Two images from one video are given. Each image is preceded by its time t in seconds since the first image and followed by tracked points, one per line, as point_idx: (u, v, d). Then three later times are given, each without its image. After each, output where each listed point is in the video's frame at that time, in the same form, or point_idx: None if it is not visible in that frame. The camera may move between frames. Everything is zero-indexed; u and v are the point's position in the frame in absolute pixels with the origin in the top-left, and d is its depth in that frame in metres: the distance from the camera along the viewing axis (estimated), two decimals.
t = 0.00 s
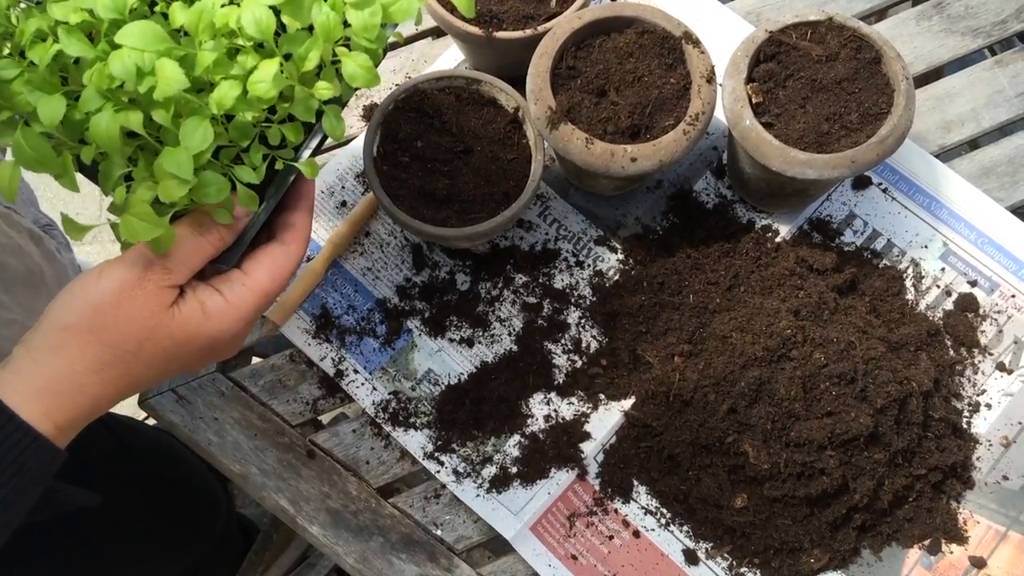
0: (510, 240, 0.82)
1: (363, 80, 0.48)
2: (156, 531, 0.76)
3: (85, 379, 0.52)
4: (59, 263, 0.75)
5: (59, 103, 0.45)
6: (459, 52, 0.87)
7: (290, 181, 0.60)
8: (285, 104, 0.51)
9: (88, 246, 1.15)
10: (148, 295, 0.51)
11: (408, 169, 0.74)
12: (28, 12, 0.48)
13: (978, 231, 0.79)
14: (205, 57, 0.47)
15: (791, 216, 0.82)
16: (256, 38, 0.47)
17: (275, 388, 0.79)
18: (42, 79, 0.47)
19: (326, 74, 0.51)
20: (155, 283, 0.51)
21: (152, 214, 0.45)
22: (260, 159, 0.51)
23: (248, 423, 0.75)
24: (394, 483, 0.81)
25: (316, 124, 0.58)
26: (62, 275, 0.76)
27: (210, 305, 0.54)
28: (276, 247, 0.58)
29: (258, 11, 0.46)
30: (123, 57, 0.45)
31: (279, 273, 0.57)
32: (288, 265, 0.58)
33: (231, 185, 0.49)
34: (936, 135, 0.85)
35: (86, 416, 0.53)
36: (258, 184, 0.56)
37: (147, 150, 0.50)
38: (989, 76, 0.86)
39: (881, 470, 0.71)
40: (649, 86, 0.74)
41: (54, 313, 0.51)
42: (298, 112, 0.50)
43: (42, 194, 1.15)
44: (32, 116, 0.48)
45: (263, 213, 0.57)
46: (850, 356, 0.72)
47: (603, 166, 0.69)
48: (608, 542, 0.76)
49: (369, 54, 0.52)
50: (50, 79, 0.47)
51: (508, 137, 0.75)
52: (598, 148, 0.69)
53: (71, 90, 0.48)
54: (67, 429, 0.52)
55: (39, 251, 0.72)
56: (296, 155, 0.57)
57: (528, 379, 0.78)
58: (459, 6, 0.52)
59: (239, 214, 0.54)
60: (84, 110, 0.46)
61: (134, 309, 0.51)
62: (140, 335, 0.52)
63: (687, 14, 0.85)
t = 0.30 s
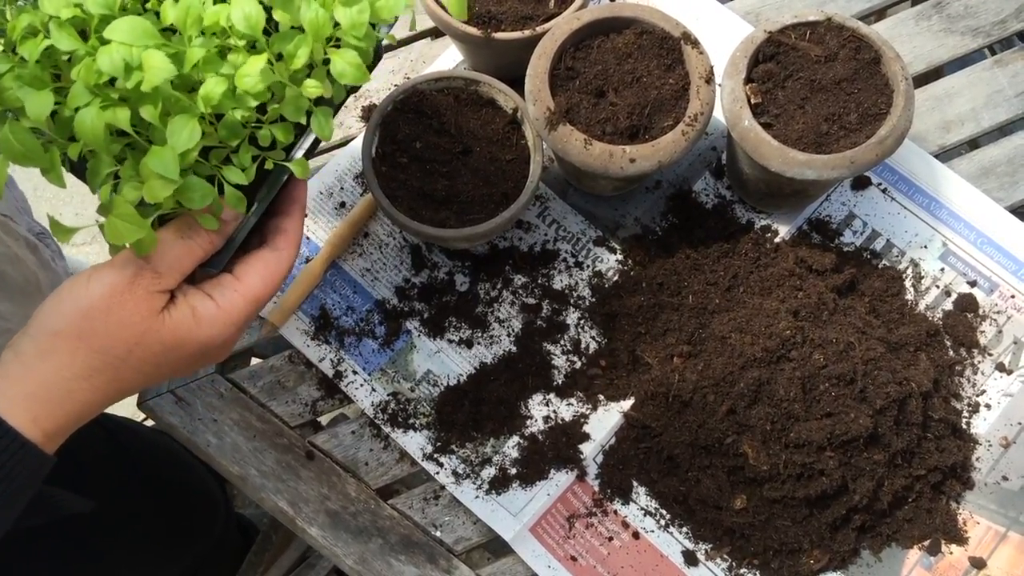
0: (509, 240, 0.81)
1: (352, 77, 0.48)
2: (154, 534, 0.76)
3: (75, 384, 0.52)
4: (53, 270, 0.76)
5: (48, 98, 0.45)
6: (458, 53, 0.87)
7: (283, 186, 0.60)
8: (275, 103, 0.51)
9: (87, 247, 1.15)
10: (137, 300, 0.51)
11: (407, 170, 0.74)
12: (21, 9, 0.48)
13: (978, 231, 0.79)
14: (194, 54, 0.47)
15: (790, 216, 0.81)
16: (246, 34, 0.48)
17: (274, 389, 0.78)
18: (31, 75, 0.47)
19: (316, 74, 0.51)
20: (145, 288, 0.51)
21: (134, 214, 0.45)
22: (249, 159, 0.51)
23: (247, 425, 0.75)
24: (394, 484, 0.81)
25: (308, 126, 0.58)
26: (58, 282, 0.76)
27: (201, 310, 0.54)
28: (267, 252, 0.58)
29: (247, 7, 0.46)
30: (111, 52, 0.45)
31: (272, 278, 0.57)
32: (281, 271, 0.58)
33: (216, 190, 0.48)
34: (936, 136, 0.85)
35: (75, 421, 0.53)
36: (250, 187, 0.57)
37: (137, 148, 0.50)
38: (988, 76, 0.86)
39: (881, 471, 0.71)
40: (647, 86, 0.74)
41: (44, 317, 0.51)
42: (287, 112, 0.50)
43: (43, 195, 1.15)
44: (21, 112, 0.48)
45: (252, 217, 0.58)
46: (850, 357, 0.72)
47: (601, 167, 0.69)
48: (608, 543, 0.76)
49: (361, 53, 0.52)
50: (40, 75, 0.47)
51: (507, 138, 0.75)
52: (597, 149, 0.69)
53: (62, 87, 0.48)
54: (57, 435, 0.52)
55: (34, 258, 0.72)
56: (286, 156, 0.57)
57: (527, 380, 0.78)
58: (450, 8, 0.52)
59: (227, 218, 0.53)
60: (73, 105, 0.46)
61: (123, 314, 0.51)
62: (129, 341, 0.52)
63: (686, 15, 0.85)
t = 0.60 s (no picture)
0: (510, 240, 0.81)
1: (357, 83, 0.48)
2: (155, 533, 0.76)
3: (76, 387, 0.52)
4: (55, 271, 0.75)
5: (53, 100, 0.45)
6: (457, 52, 0.87)
7: (287, 190, 0.60)
8: (280, 108, 0.51)
9: (86, 246, 1.15)
10: (140, 304, 0.51)
11: (407, 170, 0.74)
12: (26, 12, 0.48)
13: (979, 231, 0.79)
14: (201, 58, 0.47)
15: (791, 216, 0.81)
16: (253, 40, 0.48)
17: (274, 389, 0.78)
18: (36, 77, 0.46)
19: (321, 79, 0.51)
20: (147, 292, 0.51)
21: (138, 217, 0.45)
22: (253, 163, 0.50)
23: (247, 425, 0.75)
24: (394, 484, 0.81)
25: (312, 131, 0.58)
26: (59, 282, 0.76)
27: (204, 314, 0.54)
28: (271, 255, 0.58)
29: (254, 12, 0.46)
30: (117, 55, 0.45)
31: (275, 281, 0.57)
32: (284, 275, 0.58)
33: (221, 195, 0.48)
34: (937, 135, 0.85)
35: (77, 424, 0.53)
36: (253, 189, 0.56)
37: (141, 151, 0.50)
38: (989, 76, 0.86)
39: (882, 471, 0.71)
40: (648, 86, 0.73)
41: (46, 319, 0.51)
42: (293, 116, 0.50)
43: (42, 194, 1.15)
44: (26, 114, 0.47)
45: (257, 220, 0.57)
46: (851, 357, 0.72)
47: (602, 166, 0.69)
48: (608, 543, 0.76)
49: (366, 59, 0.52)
50: (44, 77, 0.47)
51: (508, 138, 0.75)
52: (597, 149, 0.69)
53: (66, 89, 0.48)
54: (58, 437, 0.52)
55: (34, 259, 0.71)
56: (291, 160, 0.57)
57: (527, 380, 0.78)
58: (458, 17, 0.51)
59: (231, 221, 0.53)
60: (77, 108, 0.46)
61: (125, 318, 0.51)
62: (131, 344, 0.52)
63: (687, 14, 0.85)
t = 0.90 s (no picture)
0: (511, 238, 0.81)
1: (363, 65, 0.49)
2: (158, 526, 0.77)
3: (82, 373, 0.51)
4: (60, 259, 0.76)
5: (58, 83, 0.45)
6: (459, 50, 0.87)
7: (290, 185, 0.60)
8: (284, 92, 0.51)
9: (87, 244, 1.15)
10: (146, 289, 0.51)
11: (409, 168, 0.74)
12: None
13: (980, 229, 0.79)
14: (205, 40, 0.47)
15: (792, 214, 0.81)
16: (258, 21, 0.48)
17: (276, 387, 0.78)
18: (40, 62, 0.46)
19: (326, 63, 0.51)
20: (153, 277, 0.51)
21: (142, 198, 0.45)
22: (258, 146, 0.51)
23: (249, 423, 0.75)
24: (396, 483, 0.81)
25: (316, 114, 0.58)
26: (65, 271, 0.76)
27: (209, 299, 0.54)
28: (276, 242, 0.58)
29: None
30: (123, 37, 0.45)
31: (280, 267, 0.57)
32: (289, 260, 0.58)
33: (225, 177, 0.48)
34: (938, 133, 0.84)
35: (81, 411, 0.53)
36: (258, 171, 0.56)
37: (144, 135, 0.50)
38: (991, 74, 0.86)
39: (884, 469, 0.71)
40: (650, 84, 0.73)
41: (49, 306, 0.50)
42: (297, 99, 0.50)
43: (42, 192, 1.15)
44: (29, 99, 0.47)
45: (262, 203, 0.57)
46: (852, 355, 0.72)
47: (604, 164, 0.69)
48: (609, 541, 0.76)
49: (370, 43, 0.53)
50: (47, 62, 0.47)
51: (510, 135, 0.75)
52: (599, 147, 0.68)
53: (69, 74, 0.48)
54: (63, 424, 0.51)
55: (41, 247, 0.72)
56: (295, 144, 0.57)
57: (529, 378, 0.78)
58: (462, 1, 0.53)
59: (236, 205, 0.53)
60: (81, 91, 0.46)
61: (131, 303, 0.51)
62: (137, 329, 0.52)
63: (688, 12, 0.85)
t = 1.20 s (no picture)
0: (513, 236, 0.82)
1: (369, 48, 0.50)
2: (161, 522, 0.77)
3: (91, 362, 0.51)
4: (66, 251, 0.76)
5: (63, 68, 0.46)
6: (461, 49, 0.87)
7: (294, 176, 0.61)
8: (290, 77, 0.51)
9: (89, 242, 1.15)
10: (155, 276, 0.51)
11: (411, 166, 0.74)
12: None
13: (981, 228, 0.79)
14: (210, 24, 0.48)
15: (793, 213, 0.81)
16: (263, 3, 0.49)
17: (278, 385, 0.78)
18: (44, 47, 0.47)
19: (331, 46, 0.52)
20: (162, 264, 0.51)
21: (145, 180, 0.45)
22: (264, 131, 0.51)
23: (251, 421, 0.75)
24: (397, 480, 0.81)
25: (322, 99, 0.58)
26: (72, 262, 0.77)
27: (218, 285, 0.55)
28: (283, 230, 0.59)
29: None
30: (128, 22, 0.45)
31: (287, 253, 0.58)
32: (295, 247, 0.59)
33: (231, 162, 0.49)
34: (940, 133, 0.85)
35: (90, 400, 0.52)
36: (264, 157, 0.57)
37: (150, 121, 0.50)
38: (992, 73, 0.86)
39: (884, 468, 0.71)
40: (652, 82, 0.73)
41: (58, 294, 0.50)
42: (303, 84, 0.51)
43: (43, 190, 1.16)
44: (34, 85, 0.48)
45: (268, 188, 0.58)
46: (853, 354, 0.72)
47: (606, 163, 0.69)
48: (610, 539, 0.76)
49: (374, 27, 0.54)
50: (53, 48, 0.47)
51: (512, 134, 0.75)
52: (601, 146, 0.69)
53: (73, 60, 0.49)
54: (71, 413, 0.51)
55: (47, 238, 0.72)
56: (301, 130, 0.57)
57: (530, 376, 0.78)
58: None
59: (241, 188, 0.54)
60: (85, 77, 0.46)
61: (140, 291, 0.51)
62: (147, 317, 0.52)
63: (689, 11, 0.85)
